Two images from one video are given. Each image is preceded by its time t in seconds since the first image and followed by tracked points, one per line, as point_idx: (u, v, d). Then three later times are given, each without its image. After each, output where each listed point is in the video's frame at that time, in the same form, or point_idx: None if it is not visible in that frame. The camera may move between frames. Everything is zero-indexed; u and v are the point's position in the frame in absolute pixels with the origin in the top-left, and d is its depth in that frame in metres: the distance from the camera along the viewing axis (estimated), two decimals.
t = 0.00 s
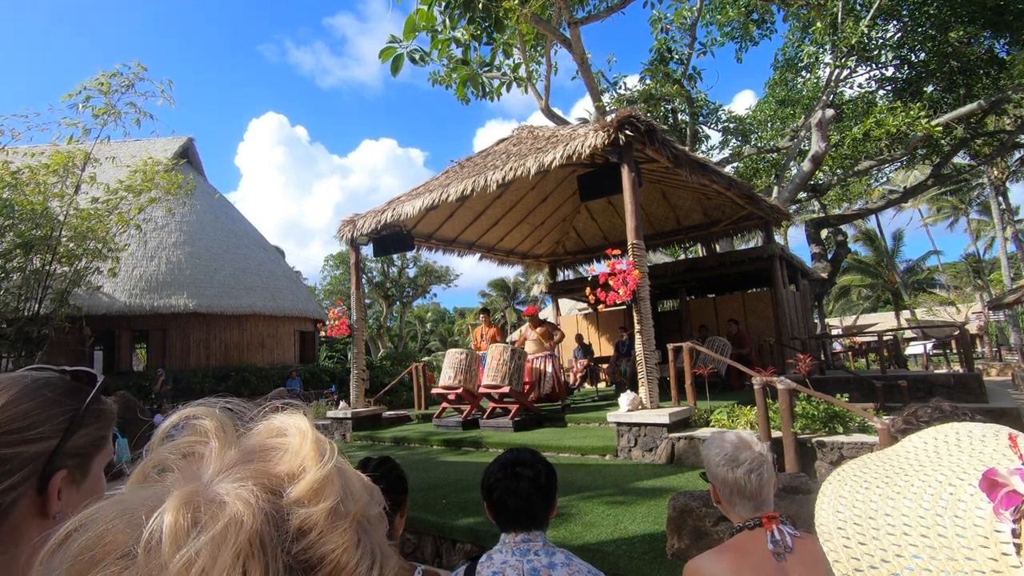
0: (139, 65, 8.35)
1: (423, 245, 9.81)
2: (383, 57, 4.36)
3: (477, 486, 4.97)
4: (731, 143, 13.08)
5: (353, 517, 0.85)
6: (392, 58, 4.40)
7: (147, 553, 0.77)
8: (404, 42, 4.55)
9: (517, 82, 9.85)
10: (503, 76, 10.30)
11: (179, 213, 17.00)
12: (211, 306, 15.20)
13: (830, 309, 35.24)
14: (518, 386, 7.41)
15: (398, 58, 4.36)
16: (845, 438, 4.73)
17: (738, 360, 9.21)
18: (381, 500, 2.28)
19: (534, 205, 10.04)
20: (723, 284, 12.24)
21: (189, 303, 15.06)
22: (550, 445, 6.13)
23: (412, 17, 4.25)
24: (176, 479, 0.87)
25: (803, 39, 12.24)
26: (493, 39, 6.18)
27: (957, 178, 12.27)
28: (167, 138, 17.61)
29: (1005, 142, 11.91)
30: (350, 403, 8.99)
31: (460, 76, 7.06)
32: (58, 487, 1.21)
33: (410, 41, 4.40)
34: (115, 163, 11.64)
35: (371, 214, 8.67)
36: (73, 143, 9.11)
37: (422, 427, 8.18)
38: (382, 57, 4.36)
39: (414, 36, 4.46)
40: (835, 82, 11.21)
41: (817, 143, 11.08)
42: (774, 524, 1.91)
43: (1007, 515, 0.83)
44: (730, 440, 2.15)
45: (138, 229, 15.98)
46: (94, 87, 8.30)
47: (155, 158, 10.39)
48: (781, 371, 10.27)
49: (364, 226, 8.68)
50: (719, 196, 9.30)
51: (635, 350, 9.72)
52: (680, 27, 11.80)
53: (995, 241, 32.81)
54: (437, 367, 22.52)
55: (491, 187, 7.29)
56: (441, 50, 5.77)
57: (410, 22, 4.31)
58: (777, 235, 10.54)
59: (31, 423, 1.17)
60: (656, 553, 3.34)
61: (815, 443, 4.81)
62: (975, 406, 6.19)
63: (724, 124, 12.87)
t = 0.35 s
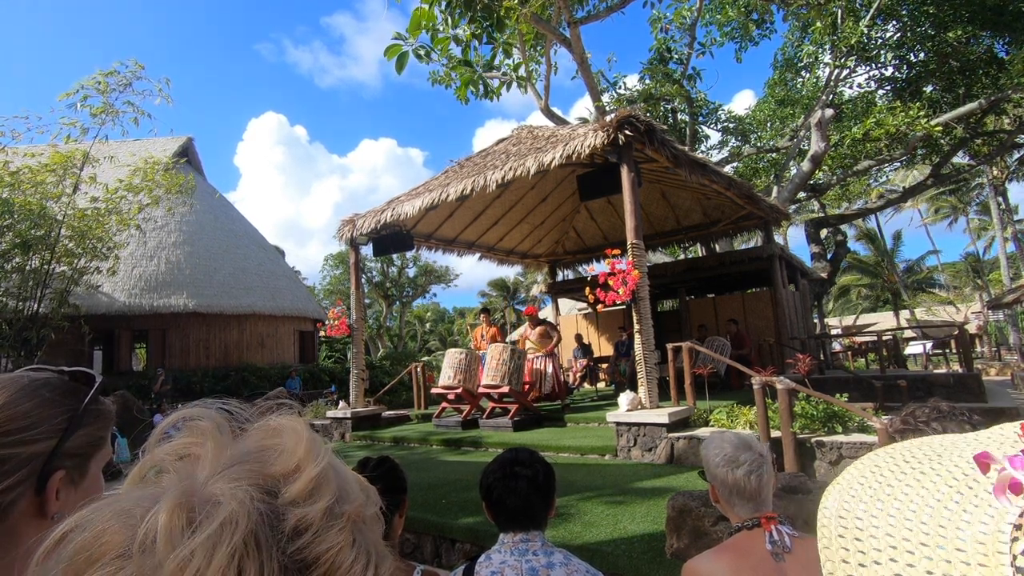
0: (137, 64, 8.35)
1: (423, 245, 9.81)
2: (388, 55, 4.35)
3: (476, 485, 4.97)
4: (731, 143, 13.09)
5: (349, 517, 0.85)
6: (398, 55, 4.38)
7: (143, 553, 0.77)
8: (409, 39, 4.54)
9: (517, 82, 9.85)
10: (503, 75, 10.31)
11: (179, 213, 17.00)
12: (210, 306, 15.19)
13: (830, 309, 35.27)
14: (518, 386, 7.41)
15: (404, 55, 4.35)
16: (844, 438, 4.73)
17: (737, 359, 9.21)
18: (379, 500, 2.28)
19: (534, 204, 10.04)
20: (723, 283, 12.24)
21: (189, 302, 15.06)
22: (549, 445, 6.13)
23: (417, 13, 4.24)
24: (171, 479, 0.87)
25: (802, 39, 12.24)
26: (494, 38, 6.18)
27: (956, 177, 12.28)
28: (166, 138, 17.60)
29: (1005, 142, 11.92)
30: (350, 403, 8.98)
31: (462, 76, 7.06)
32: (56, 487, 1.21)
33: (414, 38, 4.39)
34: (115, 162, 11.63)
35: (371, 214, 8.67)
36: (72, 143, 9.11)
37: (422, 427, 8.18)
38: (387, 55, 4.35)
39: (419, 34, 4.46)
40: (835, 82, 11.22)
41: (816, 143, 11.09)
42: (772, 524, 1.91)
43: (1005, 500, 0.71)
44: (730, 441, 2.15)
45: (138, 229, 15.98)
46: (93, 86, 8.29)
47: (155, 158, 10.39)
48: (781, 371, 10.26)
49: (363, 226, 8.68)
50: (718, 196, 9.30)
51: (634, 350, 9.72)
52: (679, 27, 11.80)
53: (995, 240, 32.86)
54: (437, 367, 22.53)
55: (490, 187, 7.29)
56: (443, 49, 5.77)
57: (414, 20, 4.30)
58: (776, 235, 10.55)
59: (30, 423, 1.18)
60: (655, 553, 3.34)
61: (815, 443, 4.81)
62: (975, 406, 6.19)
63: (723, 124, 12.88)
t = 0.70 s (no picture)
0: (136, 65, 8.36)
1: (423, 245, 9.81)
2: (390, 54, 4.35)
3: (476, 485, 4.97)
4: (730, 144, 13.12)
5: (343, 517, 0.86)
6: (401, 55, 4.38)
7: (137, 553, 0.77)
8: (411, 39, 4.54)
9: (517, 82, 9.86)
10: (502, 75, 10.31)
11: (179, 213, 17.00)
12: (210, 306, 15.19)
13: (829, 309, 35.31)
14: (518, 386, 7.41)
15: (406, 55, 4.35)
16: (843, 438, 4.73)
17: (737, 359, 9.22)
18: (377, 501, 2.28)
19: (533, 205, 10.04)
20: (722, 284, 12.25)
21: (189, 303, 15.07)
22: (549, 445, 6.13)
23: (419, 13, 4.25)
24: (166, 480, 0.87)
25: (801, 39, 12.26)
26: (493, 38, 6.18)
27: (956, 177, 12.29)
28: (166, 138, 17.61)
29: (1004, 142, 11.94)
30: (349, 403, 8.98)
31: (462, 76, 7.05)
32: (51, 489, 1.21)
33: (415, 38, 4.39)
34: (114, 162, 11.62)
35: (370, 214, 8.67)
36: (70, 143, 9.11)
37: (421, 428, 8.19)
38: (389, 54, 4.35)
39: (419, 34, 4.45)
40: (834, 82, 11.23)
41: (816, 143, 11.10)
42: (771, 525, 1.92)
43: None
44: (729, 442, 2.15)
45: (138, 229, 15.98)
46: (91, 86, 8.30)
47: (154, 158, 10.39)
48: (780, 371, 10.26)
49: (363, 226, 8.68)
50: (718, 196, 9.30)
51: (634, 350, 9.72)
52: (679, 27, 11.82)
53: (994, 240, 32.91)
54: (437, 367, 22.52)
55: (490, 187, 7.29)
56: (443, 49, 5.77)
57: (417, 19, 4.30)
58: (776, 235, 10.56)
59: (27, 424, 1.18)
60: (654, 553, 3.34)
61: (815, 443, 4.81)
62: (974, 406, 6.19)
63: (723, 124, 12.90)
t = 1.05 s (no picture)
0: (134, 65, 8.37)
1: (422, 245, 9.81)
2: (389, 56, 4.35)
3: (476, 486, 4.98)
4: (730, 143, 13.12)
5: (345, 517, 0.86)
6: (398, 57, 4.38)
7: (142, 552, 0.77)
8: (409, 40, 4.53)
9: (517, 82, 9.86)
10: (502, 75, 10.31)
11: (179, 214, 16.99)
12: (209, 307, 15.18)
13: (829, 309, 35.33)
14: (518, 386, 7.41)
15: (404, 56, 4.35)
16: (844, 438, 4.73)
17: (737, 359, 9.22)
18: (378, 502, 2.27)
19: (533, 205, 10.04)
20: (722, 284, 12.25)
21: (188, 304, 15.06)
22: (549, 445, 6.13)
23: (417, 14, 4.25)
24: (170, 479, 0.87)
25: (801, 39, 12.26)
26: (493, 39, 6.18)
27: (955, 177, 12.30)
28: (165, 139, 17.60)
29: (1003, 142, 11.94)
30: (349, 403, 8.98)
31: (461, 76, 7.04)
32: (54, 491, 1.21)
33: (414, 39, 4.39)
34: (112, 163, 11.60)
35: (370, 215, 8.67)
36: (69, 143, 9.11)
37: (421, 428, 8.19)
38: (388, 56, 4.35)
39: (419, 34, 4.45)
40: (833, 82, 11.24)
41: (816, 143, 11.10)
42: (771, 525, 1.92)
43: None
44: (729, 442, 2.15)
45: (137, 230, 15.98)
46: (89, 86, 8.29)
47: (152, 158, 10.37)
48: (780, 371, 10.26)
49: (363, 227, 8.68)
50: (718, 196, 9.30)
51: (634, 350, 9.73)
52: (678, 27, 11.82)
53: (993, 240, 32.94)
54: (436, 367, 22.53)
55: (490, 187, 7.29)
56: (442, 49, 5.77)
57: (415, 21, 4.30)
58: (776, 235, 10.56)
59: (29, 425, 1.18)
60: (655, 553, 3.34)
61: (814, 443, 4.81)
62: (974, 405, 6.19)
63: (722, 124, 12.90)
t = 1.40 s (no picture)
0: (133, 66, 8.37)
1: (422, 245, 9.81)
2: (384, 58, 4.35)
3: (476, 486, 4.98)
4: (729, 144, 13.11)
5: (344, 517, 0.86)
6: (394, 59, 4.38)
7: (141, 552, 0.77)
8: (405, 42, 4.53)
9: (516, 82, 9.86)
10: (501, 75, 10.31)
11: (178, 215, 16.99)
12: (209, 307, 15.18)
13: (829, 309, 35.33)
14: (518, 387, 7.41)
15: (400, 58, 4.35)
16: (843, 438, 4.73)
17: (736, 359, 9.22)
18: (378, 503, 2.28)
19: (533, 205, 10.04)
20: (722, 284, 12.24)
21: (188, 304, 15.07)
22: (549, 445, 6.13)
23: (414, 16, 4.25)
24: (169, 480, 0.87)
25: (800, 39, 12.24)
26: (492, 39, 6.17)
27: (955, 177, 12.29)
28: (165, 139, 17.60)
29: (1003, 142, 11.94)
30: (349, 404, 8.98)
31: (459, 76, 7.04)
32: (53, 491, 1.21)
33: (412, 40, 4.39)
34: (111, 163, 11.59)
35: (370, 215, 8.67)
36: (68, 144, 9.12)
37: (421, 428, 8.19)
38: (383, 58, 4.35)
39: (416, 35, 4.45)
40: (832, 82, 11.24)
41: (815, 143, 11.11)
42: (770, 525, 1.92)
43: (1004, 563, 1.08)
44: (729, 443, 2.15)
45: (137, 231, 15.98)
46: (87, 87, 8.31)
47: (151, 159, 10.37)
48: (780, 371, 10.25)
49: (362, 228, 8.67)
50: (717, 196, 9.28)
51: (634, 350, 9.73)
52: (678, 27, 11.81)
53: (992, 240, 32.97)
54: (436, 367, 22.53)
55: (489, 188, 7.29)
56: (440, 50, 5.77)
57: (411, 23, 4.30)
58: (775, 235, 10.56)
59: (29, 425, 1.18)
60: (655, 553, 3.34)
61: (814, 443, 4.81)
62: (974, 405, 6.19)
63: (722, 124, 12.90)
